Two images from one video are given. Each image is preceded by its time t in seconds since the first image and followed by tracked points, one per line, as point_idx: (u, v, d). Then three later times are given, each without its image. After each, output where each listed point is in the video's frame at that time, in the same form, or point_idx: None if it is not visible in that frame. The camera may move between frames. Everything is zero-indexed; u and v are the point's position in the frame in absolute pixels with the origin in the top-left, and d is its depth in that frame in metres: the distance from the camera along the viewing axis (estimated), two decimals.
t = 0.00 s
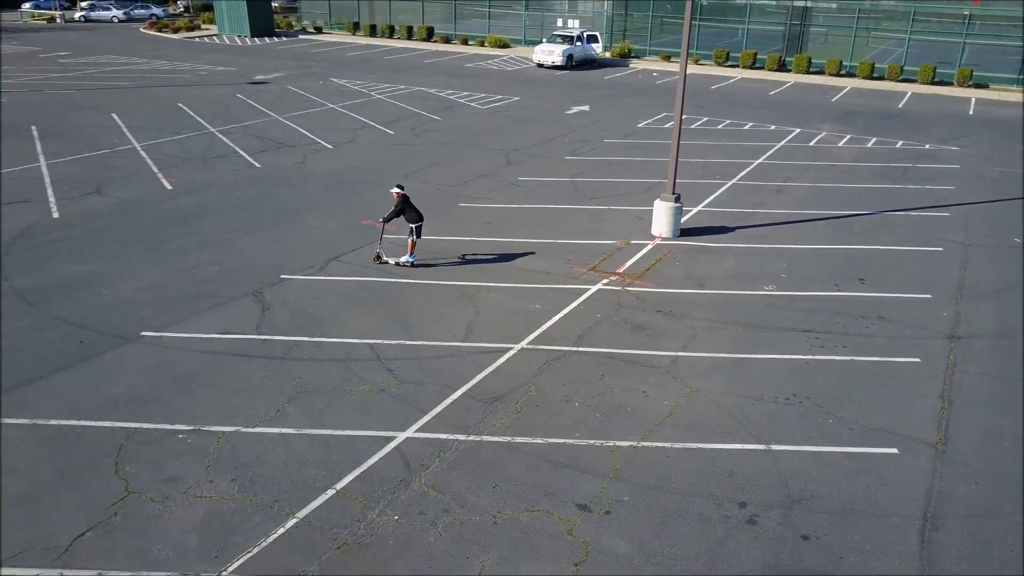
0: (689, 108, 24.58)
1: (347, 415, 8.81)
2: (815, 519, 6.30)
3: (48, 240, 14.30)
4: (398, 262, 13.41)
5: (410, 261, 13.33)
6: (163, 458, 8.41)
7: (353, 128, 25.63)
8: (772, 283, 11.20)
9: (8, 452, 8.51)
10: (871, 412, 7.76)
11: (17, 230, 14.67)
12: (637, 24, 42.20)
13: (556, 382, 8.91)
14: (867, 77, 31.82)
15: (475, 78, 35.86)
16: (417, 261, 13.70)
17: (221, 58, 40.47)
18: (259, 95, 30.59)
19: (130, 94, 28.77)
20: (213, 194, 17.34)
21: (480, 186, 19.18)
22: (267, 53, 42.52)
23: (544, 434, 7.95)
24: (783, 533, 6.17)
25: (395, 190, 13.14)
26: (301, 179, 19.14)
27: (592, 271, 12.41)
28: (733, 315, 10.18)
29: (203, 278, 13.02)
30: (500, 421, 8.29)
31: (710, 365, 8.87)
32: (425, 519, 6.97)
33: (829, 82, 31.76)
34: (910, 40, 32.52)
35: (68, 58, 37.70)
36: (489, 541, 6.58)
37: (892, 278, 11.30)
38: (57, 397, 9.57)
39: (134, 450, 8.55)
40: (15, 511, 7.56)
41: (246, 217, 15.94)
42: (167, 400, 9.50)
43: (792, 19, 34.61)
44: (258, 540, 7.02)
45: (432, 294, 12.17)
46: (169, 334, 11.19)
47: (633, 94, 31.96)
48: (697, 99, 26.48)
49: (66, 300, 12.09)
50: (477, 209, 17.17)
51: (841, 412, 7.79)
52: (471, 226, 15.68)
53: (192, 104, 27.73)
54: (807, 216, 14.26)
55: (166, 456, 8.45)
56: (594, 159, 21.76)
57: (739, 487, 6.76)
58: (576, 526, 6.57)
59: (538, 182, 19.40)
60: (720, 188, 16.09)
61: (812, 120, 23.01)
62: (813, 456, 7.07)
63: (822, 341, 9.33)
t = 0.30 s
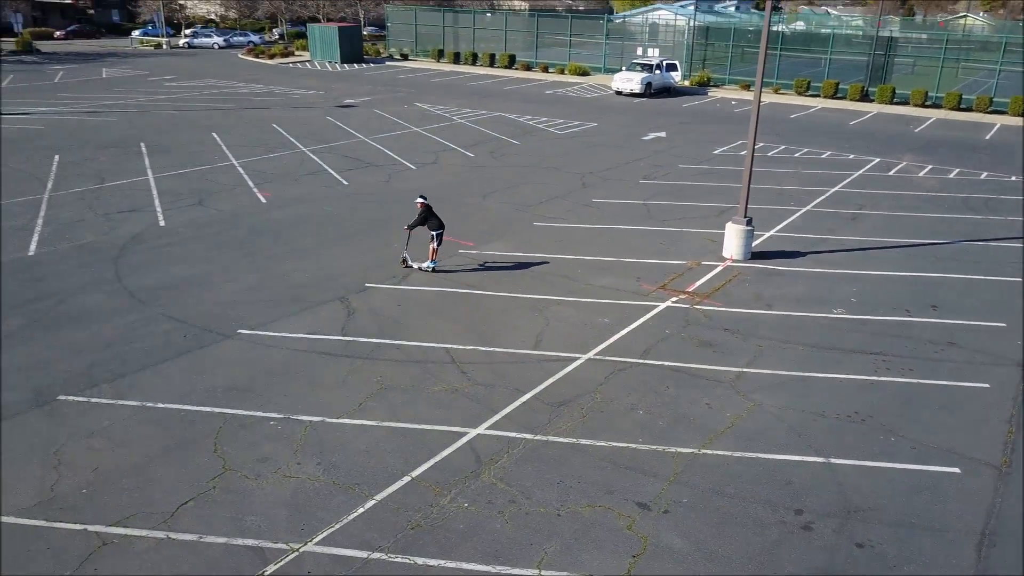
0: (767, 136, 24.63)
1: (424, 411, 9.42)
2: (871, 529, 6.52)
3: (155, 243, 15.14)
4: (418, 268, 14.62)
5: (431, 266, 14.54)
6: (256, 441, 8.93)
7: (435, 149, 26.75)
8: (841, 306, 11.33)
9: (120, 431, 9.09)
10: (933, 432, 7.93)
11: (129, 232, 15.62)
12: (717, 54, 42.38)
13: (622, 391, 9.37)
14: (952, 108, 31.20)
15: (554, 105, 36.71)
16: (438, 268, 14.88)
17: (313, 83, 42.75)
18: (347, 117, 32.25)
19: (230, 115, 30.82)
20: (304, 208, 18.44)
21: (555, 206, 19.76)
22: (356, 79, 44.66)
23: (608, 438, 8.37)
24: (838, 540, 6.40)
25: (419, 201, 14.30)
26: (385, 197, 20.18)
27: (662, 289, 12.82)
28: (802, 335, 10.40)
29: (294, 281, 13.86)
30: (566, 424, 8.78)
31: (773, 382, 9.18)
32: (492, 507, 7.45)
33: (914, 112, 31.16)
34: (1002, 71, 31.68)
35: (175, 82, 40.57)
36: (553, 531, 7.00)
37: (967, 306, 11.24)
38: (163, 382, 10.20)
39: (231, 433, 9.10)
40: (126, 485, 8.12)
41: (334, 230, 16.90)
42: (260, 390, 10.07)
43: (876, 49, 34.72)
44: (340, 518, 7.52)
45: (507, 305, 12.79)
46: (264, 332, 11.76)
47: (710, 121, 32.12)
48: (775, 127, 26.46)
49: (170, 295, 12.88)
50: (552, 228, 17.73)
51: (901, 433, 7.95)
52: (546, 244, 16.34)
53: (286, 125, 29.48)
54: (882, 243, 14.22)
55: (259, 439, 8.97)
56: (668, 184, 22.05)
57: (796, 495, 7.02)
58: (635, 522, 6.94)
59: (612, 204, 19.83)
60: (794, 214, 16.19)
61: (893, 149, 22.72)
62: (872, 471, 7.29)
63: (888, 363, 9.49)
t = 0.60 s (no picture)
0: (840, 166, 24.33)
1: (489, 422, 9.79)
2: (928, 554, 6.60)
3: (240, 254, 15.75)
4: (436, 276, 15.65)
5: (450, 275, 15.55)
6: (330, 442, 9.15)
7: (505, 174, 27.42)
8: (908, 336, 11.36)
9: (205, 427, 9.21)
10: (997, 463, 7.99)
11: (216, 244, 16.21)
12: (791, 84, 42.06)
13: (681, 411, 9.61)
14: None
15: (624, 132, 37.06)
16: (457, 276, 15.87)
17: (390, 109, 44.38)
18: (422, 142, 33.41)
19: (312, 139, 32.35)
20: (378, 228, 19.20)
21: (623, 231, 20.02)
22: (431, 105, 46.10)
23: (667, 455, 8.59)
24: (894, 563, 6.49)
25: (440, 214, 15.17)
26: (457, 219, 20.88)
27: (726, 314, 13.04)
28: (865, 362, 10.52)
29: (367, 295, 14.42)
30: (625, 440, 9.04)
31: (833, 407, 9.32)
32: (551, 515, 7.74)
33: (997, 144, 30.23)
34: None
35: (261, 107, 42.78)
36: (609, 539, 7.24)
37: None
38: (246, 382, 10.42)
39: (309, 434, 9.29)
40: (210, 478, 8.22)
41: (407, 250, 17.56)
42: (335, 396, 10.34)
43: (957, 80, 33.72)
44: (405, 517, 7.78)
45: (572, 325, 13.20)
46: (339, 343, 12.12)
47: (783, 150, 31.84)
48: (849, 156, 26.11)
49: (253, 301, 13.31)
50: (619, 252, 17.98)
51: (961, 463, 7.99)
52: (612, 267, 16.74)
53: (364, 148, 30.75)
54: (954, 274, 14.02)
55: (333, 441, 9.18)
56: (736, 211, 21.98)
57: (852, 517, 7.14)
58: (690, 535, 7.13)
59: (679, 230, 19.95)
60: (864, 243, 16.08)
61: (973, 181, 22.13)
62: (932, 498, 7.39)
63: (954, 394, 9.51)
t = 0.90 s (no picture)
0: (909, 195, 23.78)
1: (543, 441, 9.99)
2: None
3: (308, 273, 16.37)
4: (455, 287, 16.48)
5: (468, 286, 16.40)
6: (388, 456, 9.47)
7: (566, 199, 27.74)
8: (974, 370, 11.28)
9: (272, 436, 9.60)
10: None
11: (285, 263, 16.88)
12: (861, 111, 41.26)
13: (736, 437, 9.70)
14: None
15: (687, 157, 36.93)
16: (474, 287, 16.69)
17: (456, 133, 45.37)
18: (485, 166, 34.08)
19: (379, 161, 33.40)
20: (440, 249, 19.70)
21: (682, 256, 20.02)
22: (495, 129, 46.95)
23: (720, 481, 8.65)
24: None
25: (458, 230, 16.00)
26: (518, 242, 21.25)
27: (785, 341, 13.05)
28: (927, 395, 10.57)
29: (427, 313, 14.83)
30: (679, 463, 9.14)
31: (893, 439, 9.40)
32: (602, 535, 7.84)
33: None
34: None
35: (331, 130, 44.35)
36: (660, 561, 7.33)
37: None
38: (311, 396, 10.86)
39: (369, 447, 9.65)
40: (276, 486, 8.55)
41: (468, 271, 17.98)
42: (395, 412, 10.69)
43: None
44: (460, 530, 8.03)
45: (628, 349, 13.34)
46: (400, 360, 12.52)
47: (851, 178, 31.23)
48: (919, 185, 25.45)
49: (319, 318, 13.85)
50: (678, 278, 17.99)
51: (1021, 504, 8.10)
52: (670, 292, 16.83)
53: (428, 171, 31.57)
54: None
55: (391, 455, 9.50)
56: (800, 238, 21.71)
57: (910, 551, 7.22)
58: (741, 561, 7.20)
59: (739, 256, 19.82)
60: (931, 273, 15.73)
61: None
62: (991, 536, 7.44)
63: (1018, 430, 9.55)
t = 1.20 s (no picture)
0: (977, 220, 22.97)
1: (592, 461, 10.01)
2: None
3: (364, 288, 16.77)
4: (475, 294, 17.22)
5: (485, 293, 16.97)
6: (438, 470, 9.62)
7: (621, 219, 27.70)
8: None
9: (326, 448, 9.86)
10: None
11: (343, 278, 17.33)
12: (926, 134, 40.11)
13: (789, 464, 9.61)
14: None
15: (745, 179, 36.45)
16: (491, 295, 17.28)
17: (512, 152, 45.83)
18: (540, 186, 34.31)
19: (436, 180, 33.99)
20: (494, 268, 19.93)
21: (737, 278, 19.79)
22: (551, 149, 47.25)
23: (772, 508, 8.56)
24: None
25: (474, 240, 16.68)
26: (571, 261, 21.35)
27: (842, 367, 12.89)
28: (988, 426, 10.38)
29: (480, 330, 15.01)
30: (729, 488, 9.08)
31: (954, 471, 9.24)
32: (649, 557, 7.81)
33: None
34: None
35: (391, 149, 45.34)
36: None
37: None
38: (365, 409, 11.13)
39: (419, 461, 9.82)
40: (328, 497, 8.78)
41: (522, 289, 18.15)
42: (446, 427, 10.85)
43: None
44: (508, 546, 8.11)
45: (680, 371, 13.28)
46: (452, 376, 12.71)
47: (916, 201, 30.33)
48: (989, 211, 24.56)
49: (374, 333, 14.18)
50: (733, 300, 17.79)
51: None
52: (722, 314, 16.69)
53: (484, 191, 31.97)
54: None
55: (441, 470, 9.65)
56: (860, 263, 21.19)
57: None
58: None
59: (796, 280, 19.47)
60: (999, 301, 15.26)
61: None
62: None
63: None
